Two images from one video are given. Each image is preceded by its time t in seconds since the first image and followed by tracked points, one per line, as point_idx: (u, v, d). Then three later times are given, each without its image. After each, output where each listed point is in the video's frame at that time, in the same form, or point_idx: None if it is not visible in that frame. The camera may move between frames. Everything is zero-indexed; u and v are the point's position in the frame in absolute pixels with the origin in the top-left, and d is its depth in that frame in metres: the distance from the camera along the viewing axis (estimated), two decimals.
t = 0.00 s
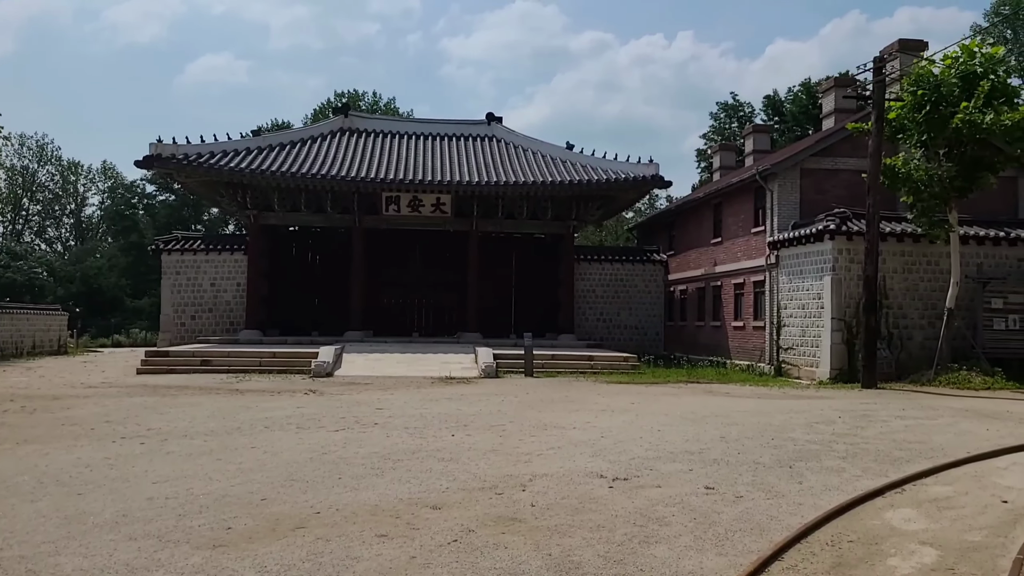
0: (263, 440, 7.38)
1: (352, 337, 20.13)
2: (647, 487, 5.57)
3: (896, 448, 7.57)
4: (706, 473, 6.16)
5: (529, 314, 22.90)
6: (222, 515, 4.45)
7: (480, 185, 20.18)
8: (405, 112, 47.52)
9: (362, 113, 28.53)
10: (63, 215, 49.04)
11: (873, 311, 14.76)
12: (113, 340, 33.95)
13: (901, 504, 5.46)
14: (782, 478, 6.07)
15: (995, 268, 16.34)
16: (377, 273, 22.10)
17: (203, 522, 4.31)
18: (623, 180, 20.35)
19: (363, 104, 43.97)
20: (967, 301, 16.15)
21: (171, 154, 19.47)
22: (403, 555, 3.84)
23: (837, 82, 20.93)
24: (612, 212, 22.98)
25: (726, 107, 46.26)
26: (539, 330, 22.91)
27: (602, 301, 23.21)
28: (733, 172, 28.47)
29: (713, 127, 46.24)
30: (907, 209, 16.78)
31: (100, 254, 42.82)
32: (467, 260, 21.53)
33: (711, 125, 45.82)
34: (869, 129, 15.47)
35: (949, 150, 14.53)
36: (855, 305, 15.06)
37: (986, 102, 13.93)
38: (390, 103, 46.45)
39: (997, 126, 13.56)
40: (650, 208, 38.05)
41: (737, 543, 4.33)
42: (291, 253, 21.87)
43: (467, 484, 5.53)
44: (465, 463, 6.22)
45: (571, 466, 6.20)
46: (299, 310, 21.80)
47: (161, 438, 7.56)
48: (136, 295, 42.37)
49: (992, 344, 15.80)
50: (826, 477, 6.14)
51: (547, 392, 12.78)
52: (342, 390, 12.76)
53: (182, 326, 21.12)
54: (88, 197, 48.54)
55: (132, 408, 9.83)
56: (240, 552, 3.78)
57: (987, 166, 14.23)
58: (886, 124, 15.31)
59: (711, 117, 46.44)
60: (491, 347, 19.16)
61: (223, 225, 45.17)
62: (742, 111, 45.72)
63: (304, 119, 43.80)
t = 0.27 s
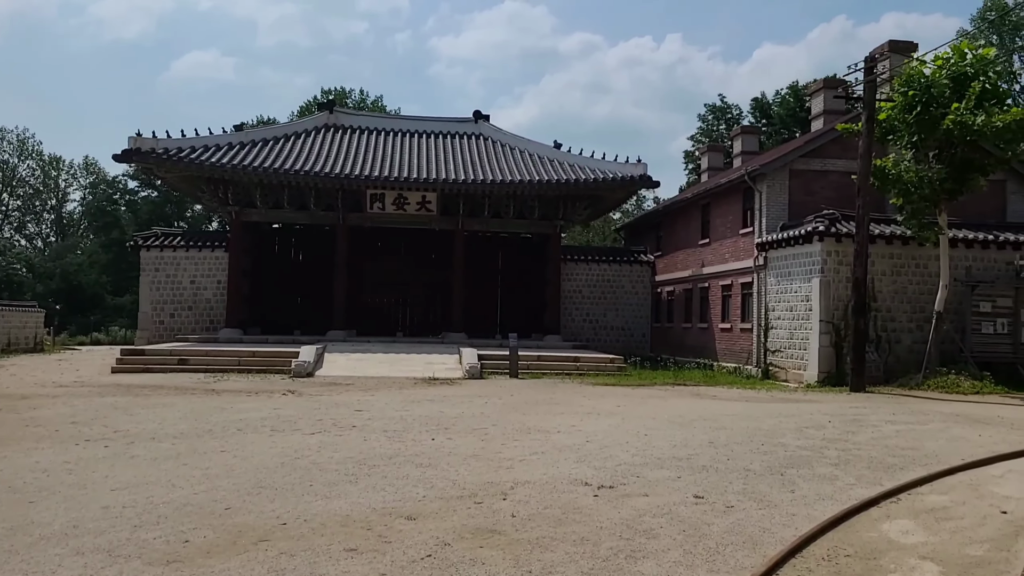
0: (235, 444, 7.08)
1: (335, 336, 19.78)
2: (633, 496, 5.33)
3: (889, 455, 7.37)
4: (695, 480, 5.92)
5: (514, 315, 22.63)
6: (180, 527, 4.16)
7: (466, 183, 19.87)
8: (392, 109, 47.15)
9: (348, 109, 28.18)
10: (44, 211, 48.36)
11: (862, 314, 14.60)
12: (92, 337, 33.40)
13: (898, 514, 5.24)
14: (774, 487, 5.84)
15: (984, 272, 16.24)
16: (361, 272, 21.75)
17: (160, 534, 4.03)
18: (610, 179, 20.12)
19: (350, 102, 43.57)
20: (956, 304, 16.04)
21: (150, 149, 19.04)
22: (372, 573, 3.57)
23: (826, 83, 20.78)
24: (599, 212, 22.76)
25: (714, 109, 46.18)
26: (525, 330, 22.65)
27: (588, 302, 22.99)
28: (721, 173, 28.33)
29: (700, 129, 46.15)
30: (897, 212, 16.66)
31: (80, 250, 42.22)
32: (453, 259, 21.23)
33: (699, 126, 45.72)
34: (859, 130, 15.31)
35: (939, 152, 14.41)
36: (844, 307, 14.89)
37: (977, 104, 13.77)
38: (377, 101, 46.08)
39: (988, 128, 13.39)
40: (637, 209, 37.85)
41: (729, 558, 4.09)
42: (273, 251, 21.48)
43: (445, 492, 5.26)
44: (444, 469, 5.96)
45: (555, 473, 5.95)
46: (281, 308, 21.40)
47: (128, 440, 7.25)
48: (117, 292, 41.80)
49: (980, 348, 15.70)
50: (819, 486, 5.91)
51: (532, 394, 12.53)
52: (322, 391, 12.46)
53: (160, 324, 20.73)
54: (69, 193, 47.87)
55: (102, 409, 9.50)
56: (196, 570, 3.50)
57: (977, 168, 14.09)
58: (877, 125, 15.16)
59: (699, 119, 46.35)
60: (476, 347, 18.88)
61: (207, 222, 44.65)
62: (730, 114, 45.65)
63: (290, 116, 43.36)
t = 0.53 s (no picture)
0: (199, 449, 6.78)
1: (314, 336, 19.41)
2: (615, 506, 5.08)
3: (876, 463, 7.18)
4: (678, 489, 5.69)
5: (497, 316, 22.37)
6: (129, 543, 3.88)
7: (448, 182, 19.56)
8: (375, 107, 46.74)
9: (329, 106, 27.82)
10: (20, 207, 47.53)
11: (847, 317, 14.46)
12: (67, 336, 32.78)
13: (888, 526, 5.04)
14: (760, 497, 5.63)
15: (968, 275, 16.19)
16: (342, 272, 21.39)
17: (105, 553, 3.74)
18: (594, 180, 19.90)
19: (333, 99, 43.12)
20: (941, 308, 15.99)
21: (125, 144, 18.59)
22: None
23: (812, 85, 20.67)
24: (583, 213, 22.55)
25: (698, 111, 46.13)
26: (507, 331, 22.39)
27: (572, 303, 22.78)
28: (706, 174, 28.22)
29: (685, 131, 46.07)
30: (883, 214, 16.56)
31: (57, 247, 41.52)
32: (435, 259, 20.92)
33: (683, 128, 45.67)
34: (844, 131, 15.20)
35: (924, 155, 14.32)
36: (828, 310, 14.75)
37: (963, 106, 13.64)
38: (360, 99, 45.67)
39: (974, 130, 13.24)
40: (621, 210, 37.68)
41: None
42: (251, 249, 21.07)
43: (416, 502, 5.00)
44: (418, 477, 5.70)
45: (534, 482, 5.69)
46: (260, 308, 20.97)
47: (88, 445, 6.93)
48: (94, 291, 41.13)
49: (963, 351, 15.66)
50: (806, 496, 5.71)
51: (513, 397, 12.28)
52: (297, 392, 12.13)
53: (134, 323, 20.29)
54: (46, 189, 47.10)
55: (65, 412, 9.15)
56: None
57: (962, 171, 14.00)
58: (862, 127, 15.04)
59: (683, 121, 46.28)
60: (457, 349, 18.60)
61: (186, 219, 44.05)
62: (714, 116, 45.61)
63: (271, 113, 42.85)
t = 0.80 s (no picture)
0: (166, 452, 6.48)
1: (297, 335, 19.06)
2: (598, 513, 4.84)
3: (868, 465, 6.98)
4: (665, 495, 5.45)
5: (482, 315, 22.11)
6: (74, 557, 3.61)
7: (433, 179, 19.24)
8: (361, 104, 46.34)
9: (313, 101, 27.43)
10: None
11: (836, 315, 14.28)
12: (46, 335, 32.19)
13: (884, 533, 4.82)
14: (751, 502, 5.39)
15: (957, 274, 16.07)
16: (325, 270, 21.03)
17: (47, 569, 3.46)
18: (581, 177, 19.66)
19: (319, 96, 42.68)
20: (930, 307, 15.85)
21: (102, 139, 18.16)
22: None
23: (800, 82, 20.51)
24: (569, 211, 22.31)
25: (685, 110, 45.99)
26: (493, 331, 22.13)
27: (558, 302, 22.54)
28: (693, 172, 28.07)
29: (672, 130, 45.92)
30: (871, 212, 16.40)
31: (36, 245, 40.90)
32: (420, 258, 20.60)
33: (671, 128, 45.54)
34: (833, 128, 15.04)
35: (914, 152, 14.18)
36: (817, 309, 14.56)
37: (953, 102, 13.49)
38: (346, 96, 45.24)
39: (964, 127, 13.10)
40: (608, 209, 37.48)
41: None
42: (233, 247, 20.68)
43: (389, 509, 4.74)
44: (393, 481, 5.43)
45: (514, 487, 5.44)
46: (241, 307, 20.59)
47: (48, 448, 6.62)
48: (75, 289, 40.52)
49: (952, 351, 15.53)
50: (798, 501, 5.48)
51: (498, 397, 12.02)
52: (276, 392, 11.82)
53: (113, 321, 19.89)
54: (26, 186, 46.42)
55: (31, 413, 8.81)
56: None
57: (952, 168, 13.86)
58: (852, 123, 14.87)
59: (670, 120, 46.12)
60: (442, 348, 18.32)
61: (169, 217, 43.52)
62: (702, 115, 45.48)
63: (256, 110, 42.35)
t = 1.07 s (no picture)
0: (138, 461, 6.18)
1: (285, 337, 18.73)
2: (589, 529, 4.57)
3: (869, 476, 6.73)
4: (659, 508, 5.19)
5: (474, 316, 21.83)
6: None
7: (424, 178, 18.95)
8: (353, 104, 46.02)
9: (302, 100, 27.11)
10: None
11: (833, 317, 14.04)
12: (33, 337, 31.76)
13: (890, 550, 4.57)
14: (749, 517, 5.14)
15: (954, 275, 15.87)
16: (314, 271, 20.70)
17: None
18: (574, 177, 19.40)
19: (311, 96, 42.34)
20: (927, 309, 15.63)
21: (87, 137, 17.79)
22: None
23: (795, 81, 20.28)
24: (562, 211, 22.04)
25: (679, 111, 45.79)
26: (485, 333, 21.85)
27: (551, 303, 22.28)
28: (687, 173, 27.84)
29: (666, 131, 45.69)
30: (868, 213, 16.18)
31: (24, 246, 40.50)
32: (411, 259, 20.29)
33: (664, 128, 45.31)
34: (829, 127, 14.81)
35: (911, 151, 13.98)
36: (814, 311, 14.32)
37: (951, 101, 13.29)
38: (338, 96, 44.91)
39: (963, 126, 12.90)
40: (602, 209, 37.23)
41: None
42: (221, 247, 20.33)
43: (367, 525, 4.46)
44: (373, 492, 5.15)
45: (500, 499, 5.16)
46: (230, 309, 20.24)
47: (14, 457, 6.31)
48: (65, 290, 40.08)
49: (949, 353, 15.33)
50: (799, 516, 5.23)
51: (488, 401, 11.75)
52: (261, 395, 11.52)
53: (98, 323, 19.55)
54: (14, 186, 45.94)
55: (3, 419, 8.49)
56: None
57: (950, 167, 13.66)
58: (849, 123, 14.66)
59: (664, 121, 45.90)
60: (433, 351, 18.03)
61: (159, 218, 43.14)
62: (696, 116, 45.28)
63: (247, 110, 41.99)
